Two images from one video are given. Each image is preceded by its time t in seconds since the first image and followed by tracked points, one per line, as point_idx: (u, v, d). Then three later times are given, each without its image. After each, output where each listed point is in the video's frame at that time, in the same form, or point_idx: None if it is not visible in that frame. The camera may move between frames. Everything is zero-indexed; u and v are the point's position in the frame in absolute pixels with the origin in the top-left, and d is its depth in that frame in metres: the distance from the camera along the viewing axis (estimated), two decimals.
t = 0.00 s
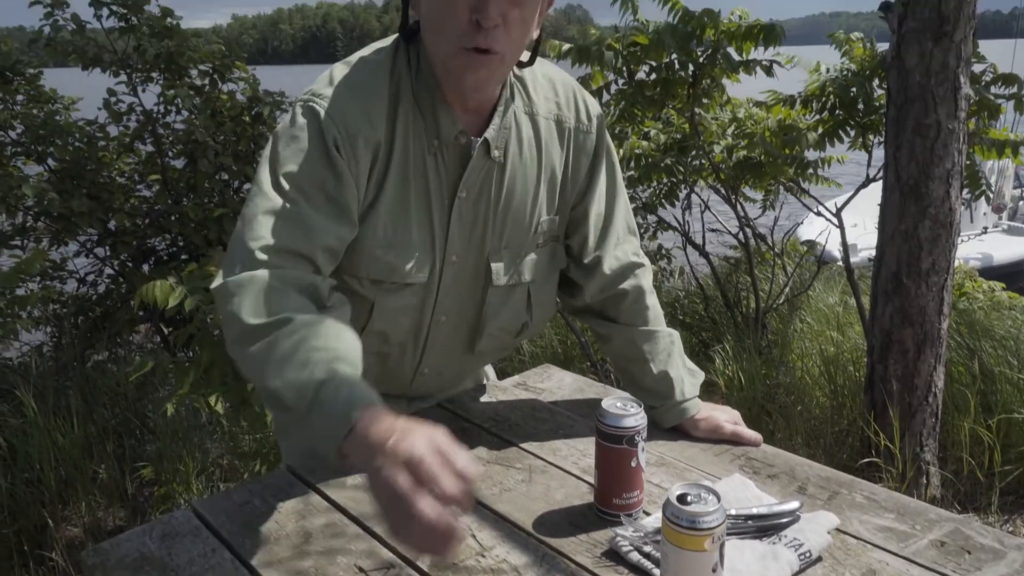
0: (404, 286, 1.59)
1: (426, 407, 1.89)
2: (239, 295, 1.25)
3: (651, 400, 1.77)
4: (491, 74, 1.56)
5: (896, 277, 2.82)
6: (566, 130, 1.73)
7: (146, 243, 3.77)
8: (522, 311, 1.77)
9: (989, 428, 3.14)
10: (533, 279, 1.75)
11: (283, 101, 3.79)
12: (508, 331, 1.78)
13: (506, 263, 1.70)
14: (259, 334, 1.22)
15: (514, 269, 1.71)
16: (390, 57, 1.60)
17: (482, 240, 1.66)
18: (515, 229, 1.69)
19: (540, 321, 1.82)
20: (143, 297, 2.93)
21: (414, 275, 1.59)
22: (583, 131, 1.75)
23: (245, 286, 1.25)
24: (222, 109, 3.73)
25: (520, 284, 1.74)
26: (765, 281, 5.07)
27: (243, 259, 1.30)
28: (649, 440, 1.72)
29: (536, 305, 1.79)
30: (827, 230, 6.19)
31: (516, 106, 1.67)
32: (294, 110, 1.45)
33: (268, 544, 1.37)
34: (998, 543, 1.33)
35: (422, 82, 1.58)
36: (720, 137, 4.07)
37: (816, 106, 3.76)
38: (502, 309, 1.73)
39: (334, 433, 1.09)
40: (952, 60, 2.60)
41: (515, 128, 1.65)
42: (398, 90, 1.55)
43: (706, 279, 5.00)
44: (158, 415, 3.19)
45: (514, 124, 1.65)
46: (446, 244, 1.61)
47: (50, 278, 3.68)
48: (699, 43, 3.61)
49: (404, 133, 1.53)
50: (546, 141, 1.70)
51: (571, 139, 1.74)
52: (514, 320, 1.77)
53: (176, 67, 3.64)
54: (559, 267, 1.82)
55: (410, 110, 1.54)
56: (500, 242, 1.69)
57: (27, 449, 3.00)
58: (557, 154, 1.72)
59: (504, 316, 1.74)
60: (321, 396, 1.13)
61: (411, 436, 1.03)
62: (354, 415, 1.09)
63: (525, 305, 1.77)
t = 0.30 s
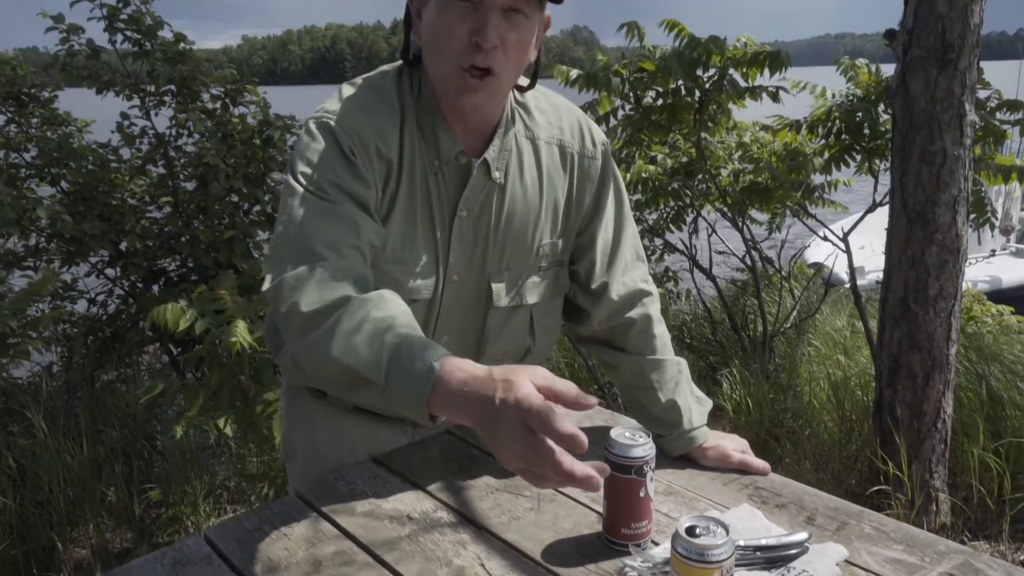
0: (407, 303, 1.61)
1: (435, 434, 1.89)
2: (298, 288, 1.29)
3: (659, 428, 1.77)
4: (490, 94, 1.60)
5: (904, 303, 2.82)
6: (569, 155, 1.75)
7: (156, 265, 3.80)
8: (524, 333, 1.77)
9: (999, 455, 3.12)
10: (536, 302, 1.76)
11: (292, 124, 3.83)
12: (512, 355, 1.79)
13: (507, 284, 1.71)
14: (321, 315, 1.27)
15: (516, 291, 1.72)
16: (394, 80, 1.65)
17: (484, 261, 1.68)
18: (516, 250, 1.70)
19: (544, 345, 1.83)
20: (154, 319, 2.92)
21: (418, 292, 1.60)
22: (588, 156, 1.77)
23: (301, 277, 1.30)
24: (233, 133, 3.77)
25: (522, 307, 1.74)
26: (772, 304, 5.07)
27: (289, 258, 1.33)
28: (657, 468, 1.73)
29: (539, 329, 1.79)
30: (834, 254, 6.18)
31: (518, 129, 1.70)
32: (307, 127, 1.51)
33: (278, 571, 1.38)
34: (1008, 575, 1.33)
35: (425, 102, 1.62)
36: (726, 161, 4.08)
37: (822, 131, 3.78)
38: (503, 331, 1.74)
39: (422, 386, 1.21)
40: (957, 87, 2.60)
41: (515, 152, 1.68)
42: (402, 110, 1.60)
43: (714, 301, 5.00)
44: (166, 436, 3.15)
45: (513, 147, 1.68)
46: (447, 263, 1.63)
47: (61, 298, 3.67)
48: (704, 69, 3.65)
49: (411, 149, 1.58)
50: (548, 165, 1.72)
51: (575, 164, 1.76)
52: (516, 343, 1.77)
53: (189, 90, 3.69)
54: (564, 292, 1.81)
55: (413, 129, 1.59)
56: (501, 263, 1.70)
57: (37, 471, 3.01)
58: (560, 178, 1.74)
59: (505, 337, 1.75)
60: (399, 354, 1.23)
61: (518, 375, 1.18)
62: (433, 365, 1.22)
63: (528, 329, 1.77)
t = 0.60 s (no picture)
0: (427, 334, 1.60)
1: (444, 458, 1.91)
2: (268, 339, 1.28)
3: (667, 454, 1.78)
4: (510, 129, 1.61)
5: (913, 329, 2.81)
6: (586, 183, 1.77)
7: (167, 286, 3.84)
8: (541, 360, 1.79)
9: (1011, 482, 3.10)
10: (553, 328, 1.77)
11: (304, 147, 3.88)
12: (529, 380, 1.80)
13: (526, 312, 1.72)
14: (288, 368, 1.24)
15: (535, 318, 1.73)
16: (416, 112, 1.65)
17: (504, 289, 1.68)
18: (535, 279, 1.71)
19: (561, 369, 1.86)
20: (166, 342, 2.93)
21: (438, 323, 1.60)
22: (604, 185, 1.79)
23: (279, 325, 1.28)
24: (245, 156, 3.82)
25: (540, 334, 1.75)
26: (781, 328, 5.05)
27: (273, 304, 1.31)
28: (665, 496, 1.72)
29: (556, 355, 1.83)
30: (842, 277, 6.16)
31: (537, 161, 1.72)
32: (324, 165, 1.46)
33: None
34: None
35: (446, 135, 1.62)
36: (734, 186, 4.10)
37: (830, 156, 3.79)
38: (522, 358, 1.75)
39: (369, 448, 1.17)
40: (964, 114, 2.59)
41: (536, 181, 1.69)
42: (422, 144, 1.59)
43: (723, 325, 4.99)
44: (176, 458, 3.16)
45: (533, 178, 1.69)
46: (468, 294, 1.63)
47: (73, 319, 3.69)
48: (713, 95, 3.68)
49: (428, 184, 1.55)
50: (566, 194, 1.73)
51: (591, 193, 1.77)
52: (532, 370, 1.79)
53: (203, 114, 3.74)
54: (580, 318, 1.84)
55: (434, 163, 1.58)
56: (520, 291, 1.71)
57: (46, 493, 3.03)
58: (578, 207, 1.75)
59: (524, 364, 1.76)
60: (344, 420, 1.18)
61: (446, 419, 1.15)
62: (385, 426, 1.18)
63: (545, 353, 1.80)
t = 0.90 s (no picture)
0: (433, 369, 1.59)
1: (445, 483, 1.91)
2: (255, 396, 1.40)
3: (668, 481, 1.78)
4: (516, 168, 1.63)
5: (912, 352, 2.81)
6: (590, 213, 1.78)
7: (167, 306, 3.84)
8: (548, 389, 1.78)
9: (1011, 506, 3.09)
10: (558, 357, 1.76)
11: (304, 168, 3.90)
12: (536, 408, 1.78)
13: (533, 342, 1.70)
14: (266, 439, 1.39)
15: (542, 347, 1.71)
16: (421, 151, 1.66)
17: (510, 320, 1.66)
18: (541, 310, 1.69)
19: (566, 396, 1.84)
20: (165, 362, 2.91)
21: (444, 359, 1.59)
22: (606, 214, 1.80)
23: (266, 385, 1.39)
24: (246, 176, 3.84)
25: (546, 362, 1.74)
26: (780, 349, 5.04)
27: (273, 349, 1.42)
28: (665, 523, 1.72)
29: (562, 382, 1.80)
30: (841, 297, 6.16)
31: (540, 192, 1.72)
32: (328, 207, 1.50)
33: None
34: None
35: (450, 173, 1.63)
36: (733, 208, 4.12)
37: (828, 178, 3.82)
38: (530, 388, 1.73)
39: None
40: (961, 139, 2.61)
41: (540, 212, 1.69)
42: (426, 183, 1.60)
43: (722, 346, 5.00)
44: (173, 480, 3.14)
45: (538, 209, 1.69)
46: (474, 326, 1.62)
47: (72, 338, 3.71)
48: (711, 118, 3.70)
49: (431, 220, 1.56)
50: (570, 224, 1.74)
51: (593, 221, 1.78)
52: (540, 400, 1.77)
53: (204, 134, 3.76)
54: (585, 346, 1.83)
55: (437, 201, 1.59)
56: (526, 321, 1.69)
57: (43, 514, 3.00)
58: (580, 236, 1.75)
59: (532, 394, 1.74)
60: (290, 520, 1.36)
61: None
62: (302, 564, 1.34)
63: (551, 381, 1.78)
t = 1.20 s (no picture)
0: (443, 385, 1.58)
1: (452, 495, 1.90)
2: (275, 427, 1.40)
3: (674, 491, 1.77)
4: (521, 181, 1.63)
5: (916, 359, 2.80)
6: (595, 223, 1.78)
7: (169, 312, 3.83)
8: (556, 401, 1.77)
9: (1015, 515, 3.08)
10: (566, 368, 1.75)
11: (308, 175, 3.90)
12: (544, 421, 1.77)
13: (541, 354, 1.69)
14: (290, 481, 1.40)
15: (549, 359, 1.71)
16: (426, 163, 1.66)
17: (517, 332, 1.66)
18: (548, 322, 1.69)
19: (573, 407, 1.84)
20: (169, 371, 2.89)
21: (452, 373, 1.58)
22: (611, 224, 1.80)
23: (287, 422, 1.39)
24: (250, 182, 3.84)
25: (555, 374, 1.73)
26: (783, 356, 5.03)
27: (292, 381, 1.42)
28: (670, 533, 1.72)
29: (570, 393, 1.80)
30: (844, 305, 6.16)
31: (547, 204, 1.72)
32: (332, 220, 1.49)
33: None
34: None
35: (456, 186, 1.63)
36: (736, 215, 4.11)
37: (831, 186, 3.82)
38: (539, 400, 1.72)
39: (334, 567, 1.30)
40: (966, 148, 2.61)
41: (547, 224, 1.69)
42: (433, 196, 1.60)
43: (725, 352, 4.99)
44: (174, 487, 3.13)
45: (544, 221, 1.69)
46: (482, 339, 1.61)
47: (75, 343, 3.73)
48: (715, 126, 3.71)
49: (438, 234, 1.56)
50: (575, 235, 1.73)
51: (599, 232, 1.78)
52: (548, 411, 1.76)
53: (208, 141, 3.77)
54: (592, 357, 1.82)
55: (443, 214, 1.59)
56: (533, 334, 1.68)
57: (45, 520, 2.96)
58: (586, 247, 1.75)
59: (541, 405, 1.73)
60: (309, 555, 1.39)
61: None
62: None
63: (559, 393, 1.77)
